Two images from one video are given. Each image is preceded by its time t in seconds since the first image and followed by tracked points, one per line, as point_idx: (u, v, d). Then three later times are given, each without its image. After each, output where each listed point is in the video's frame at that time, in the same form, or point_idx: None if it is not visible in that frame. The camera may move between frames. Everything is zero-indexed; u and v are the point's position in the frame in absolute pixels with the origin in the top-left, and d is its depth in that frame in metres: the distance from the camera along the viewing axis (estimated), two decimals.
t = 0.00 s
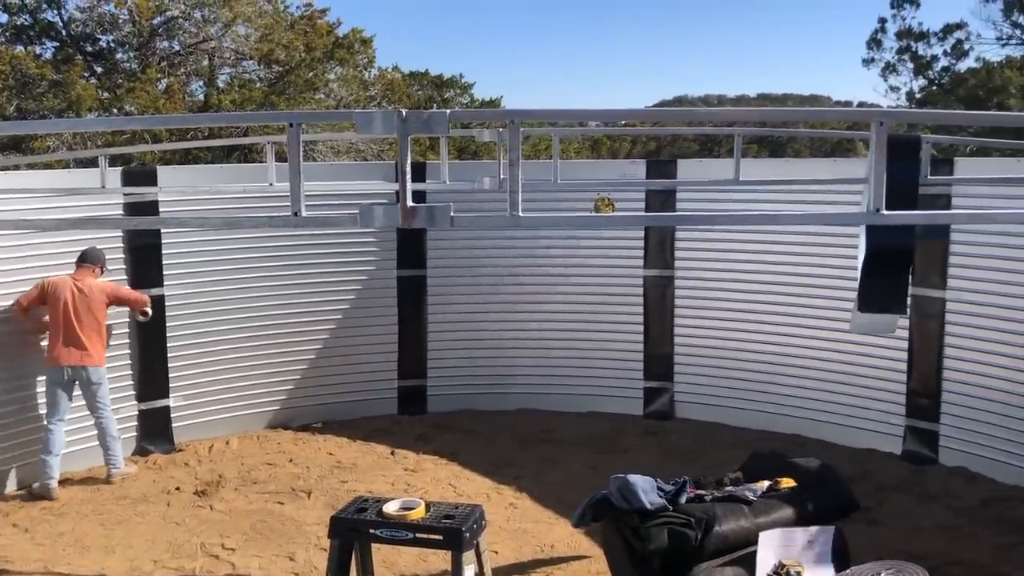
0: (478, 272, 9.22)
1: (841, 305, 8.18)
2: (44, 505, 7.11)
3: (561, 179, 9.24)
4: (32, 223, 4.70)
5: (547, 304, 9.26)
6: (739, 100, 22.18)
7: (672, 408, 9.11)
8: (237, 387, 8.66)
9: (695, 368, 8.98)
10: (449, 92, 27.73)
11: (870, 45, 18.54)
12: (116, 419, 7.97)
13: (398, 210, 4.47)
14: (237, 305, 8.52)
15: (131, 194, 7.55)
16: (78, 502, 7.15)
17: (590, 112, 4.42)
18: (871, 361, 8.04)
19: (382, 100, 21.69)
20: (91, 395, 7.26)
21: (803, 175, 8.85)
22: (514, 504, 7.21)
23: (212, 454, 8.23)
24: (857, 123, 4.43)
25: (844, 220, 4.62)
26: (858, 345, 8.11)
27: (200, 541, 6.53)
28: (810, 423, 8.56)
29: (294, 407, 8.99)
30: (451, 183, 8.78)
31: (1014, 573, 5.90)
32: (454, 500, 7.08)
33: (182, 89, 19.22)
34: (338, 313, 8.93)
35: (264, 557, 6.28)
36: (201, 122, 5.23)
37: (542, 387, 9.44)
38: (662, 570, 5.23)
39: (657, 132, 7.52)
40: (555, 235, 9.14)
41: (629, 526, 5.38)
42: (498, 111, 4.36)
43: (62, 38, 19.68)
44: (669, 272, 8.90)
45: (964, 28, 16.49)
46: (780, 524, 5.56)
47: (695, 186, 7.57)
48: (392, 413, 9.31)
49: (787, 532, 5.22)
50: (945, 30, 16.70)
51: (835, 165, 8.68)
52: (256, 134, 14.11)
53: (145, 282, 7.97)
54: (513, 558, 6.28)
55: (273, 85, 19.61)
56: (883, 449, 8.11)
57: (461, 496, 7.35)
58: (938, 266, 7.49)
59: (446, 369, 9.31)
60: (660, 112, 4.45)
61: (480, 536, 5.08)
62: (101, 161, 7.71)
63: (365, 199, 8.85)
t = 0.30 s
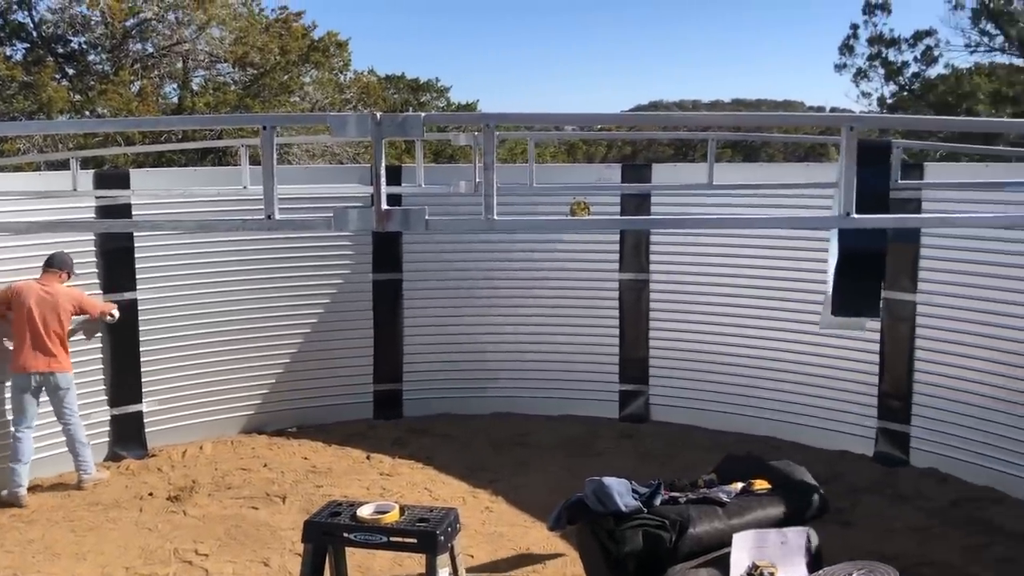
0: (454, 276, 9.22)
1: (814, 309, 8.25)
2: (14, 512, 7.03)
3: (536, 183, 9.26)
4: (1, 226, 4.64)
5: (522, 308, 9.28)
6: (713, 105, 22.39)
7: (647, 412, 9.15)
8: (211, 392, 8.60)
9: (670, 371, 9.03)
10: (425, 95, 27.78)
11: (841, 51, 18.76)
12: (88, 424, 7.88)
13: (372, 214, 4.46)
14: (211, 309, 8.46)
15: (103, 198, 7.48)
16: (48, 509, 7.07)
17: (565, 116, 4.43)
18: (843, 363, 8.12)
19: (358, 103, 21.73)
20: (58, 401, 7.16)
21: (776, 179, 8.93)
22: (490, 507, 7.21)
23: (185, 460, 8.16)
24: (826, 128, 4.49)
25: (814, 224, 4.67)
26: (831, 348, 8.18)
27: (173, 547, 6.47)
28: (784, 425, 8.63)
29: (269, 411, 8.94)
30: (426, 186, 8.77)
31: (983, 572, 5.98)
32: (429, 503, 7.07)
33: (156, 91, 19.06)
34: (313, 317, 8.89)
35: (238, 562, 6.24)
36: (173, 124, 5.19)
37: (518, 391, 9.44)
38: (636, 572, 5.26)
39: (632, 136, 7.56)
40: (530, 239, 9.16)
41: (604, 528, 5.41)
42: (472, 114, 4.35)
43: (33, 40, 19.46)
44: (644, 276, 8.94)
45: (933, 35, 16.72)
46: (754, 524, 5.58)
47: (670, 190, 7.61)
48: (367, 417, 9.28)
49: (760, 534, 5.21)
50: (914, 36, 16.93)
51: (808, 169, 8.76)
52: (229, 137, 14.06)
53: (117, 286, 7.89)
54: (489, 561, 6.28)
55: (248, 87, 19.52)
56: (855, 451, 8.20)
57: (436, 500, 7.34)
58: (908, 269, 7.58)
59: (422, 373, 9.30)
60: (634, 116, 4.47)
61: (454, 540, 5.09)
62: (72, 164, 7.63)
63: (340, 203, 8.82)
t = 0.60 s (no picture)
0: (428, 278, 9.20)
1: (786, 310, 8.33)
2: None
3: (510, 185, 9.27)
4: None
5: (497, 310, 9.28)
6: (686, 108, 22.59)
7: (621, 413, 9.18)
8: (182, 395, 8.52)
9: (644, 373, 9.07)
10: (399, 97, 27.82)
11: (813, 56, 18.94)
12: (57, 428, 7.78)
13: (344, 215, 4.44)
14: (182, 311, 8.39)
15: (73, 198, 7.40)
16: (15, 514, 6.97)
17: (538, 119, 4.43)
18: (814, 365, 8.20)
19: (331, 103, 21.83)
20: (24, 404, 7.03)
21: (748, 181, 9.01)
22: (464, 510, 7.20)
23: (156, 463, 8.08)
24: (795, 131, 4.53)
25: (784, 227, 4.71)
26: (802, 349, 8.26)
27: (143, 551, 6.40)
28: (756, 426, 8.69)
29: (241, 414, 8.88)
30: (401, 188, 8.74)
31: (950, 571, 6.06)
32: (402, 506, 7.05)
33: (127, 91, 18.86)
34: (286, 319, 8.84)
35: (209, 566, 6.19)
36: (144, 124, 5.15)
37: (493, 393, 9.44)
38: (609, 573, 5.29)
39: (606, 139, 7.59)
40: (504, 241, 9.17)
41: (577, 530, 5.45)
42: (445, 115, 4.33)
43: None
44: (618, 278, 8.98)
45: (902, 40, 16.93)
46: (727, 524, 5.60)
47: (644, 192, 7.65)
48: (341, 420, 9.24)
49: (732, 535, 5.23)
50: (884, 41, 17.12)
51: (779, 172, 8.84)
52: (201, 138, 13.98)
53: (87, 288, 7.81)
54: (462, 564, 6.27)
55: (220, 88, 19.38)
56: (826, 452, 8.28)
57: (410, 502, 7.32)
58: (878, 271, 7.67)
59: (396, 375, 9.27)
60: (607, 119, 4.49)
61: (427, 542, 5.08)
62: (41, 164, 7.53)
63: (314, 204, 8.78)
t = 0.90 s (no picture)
0: (400, 278, 9.17)
1: (756, 311, 8.39)
2: None
3: (483, 185, 9.27)
4: None
5: (470, 310, 9.27)
6: (659, 110, 22.77)
7: (593, 413, 9.21)
8: (151, 394, 8.44)
9: (616, 373, 9.11)
10: (372, 96, 27.77)
11: (783, 58, 19.09)
12: (23, 428, 7.67)
13: (315, 214, 4.41)
14: (151, 311, 8.31)
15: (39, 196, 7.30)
16: None
17: (510, 119, 4.43)
18: (783, 364, 8.28)
19: (305, 103, 21.56)
20: None
21: (720, 182, 9.07)
22: (437, 510, 7.18)
23: (125, 464, 7.99)
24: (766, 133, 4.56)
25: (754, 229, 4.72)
26: (772, 349, 8.33)
27: (110, 554, 6.33)
28: (728, 426, 8.75)
29: (212, 414, 8.80)
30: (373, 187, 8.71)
31: (916, 568, 6.14)
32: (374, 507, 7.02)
33: (95, 88, 18.60)
34: (257, 319, 8.78)
35: (178, 568, 6.12)
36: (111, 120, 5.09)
37: (466, 393, 9.43)
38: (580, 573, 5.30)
39: (579, 139, 7.61)
40: (477, 241, 9.16)
41: (549, 529, 5.47)
42: (417, 114, 4.30)
43: None
44: (591, 278, 9.01)
45: (871, 43, 17.11)
46: (698, 524, 5.64)
47: (617, 192, 7.67)
48: (313, 420, 9.18)
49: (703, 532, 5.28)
50: (854, 44, 17.29)
51: (751, 174, 8.92)
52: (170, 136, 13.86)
53: (53, 287, 7.70)
54: (435, 565, 6.25)
55: (190, 85, 19.22)
56: (796, 451, 8.35)
57: (382, 503, 7.29)
58: (847, 272, 7.75)
59: (368, 375, 9.23)
60: (580, 119, 4.49)
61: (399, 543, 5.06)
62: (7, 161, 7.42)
63: (286, 203, 8.73)
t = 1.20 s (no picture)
0: (371, 275, 9.12)
1: (726, 309, 8.45)
2: None
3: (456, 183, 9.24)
4: None
5: (441, 308, 9.24)
6: (631, 109, 22.88)
7: (564, 411, 9.23)
8: (118, 393, 8.34)
9: (588, 371, 9.13)
10: (343, 92, 27.65)
11: (753, 58, 19.22)
12: None
13: (284, 211, 4.36)
14: (117, 308, 8.20)
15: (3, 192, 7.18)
16: None
17: (481, 116, 4.42)
18: (753, 362, 8.35)
19: (275, 98, 21.84)
20: None
21: (690, 181, 9.11)
22: (407, 509, 7.16)
23: (90, 464, 7.88)
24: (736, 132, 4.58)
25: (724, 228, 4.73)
26: (743, 347, 8.38)
27: (75, 554, 6.24)
28: (698, 423, 8.80)
29: (180, 413, 8.71)
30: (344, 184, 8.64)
31: (883, 563, 6.21)
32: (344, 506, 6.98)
33: (61, 82, 18.26)
34: (226, 317, 8.69)
35: (144, 568, 6.05)
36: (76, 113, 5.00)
37: (437, 391, 9.40)
38: (551, 570, 5.32)
39: (552, 138, 7.61)
40: (449, 239, 9.14)
41: (520, 527, 5.47)
42: (388, 111, 4.26)
43: None
44: (563, 276, 9.01)
45: (840, 44, 17.27)
46: (667, 521, 5.65)
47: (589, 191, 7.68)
48: (282, 419, 9.12)
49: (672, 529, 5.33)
50: (823, 45, 17.45)
51: (721, 173, 8.97)
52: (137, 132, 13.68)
53: (17, 284, 7.58)
54: (406, 564, 6.23)
55: (159, 80, 18.99)
56: (765, 448, 8.42)
57: (352, 502, 7.25)
58: (816, 271, 7.82)
59: (339, 374, 9.18)
60: (554, 118, 4.43)
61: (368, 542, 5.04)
62: None
63: (256, 199, 8.66)
